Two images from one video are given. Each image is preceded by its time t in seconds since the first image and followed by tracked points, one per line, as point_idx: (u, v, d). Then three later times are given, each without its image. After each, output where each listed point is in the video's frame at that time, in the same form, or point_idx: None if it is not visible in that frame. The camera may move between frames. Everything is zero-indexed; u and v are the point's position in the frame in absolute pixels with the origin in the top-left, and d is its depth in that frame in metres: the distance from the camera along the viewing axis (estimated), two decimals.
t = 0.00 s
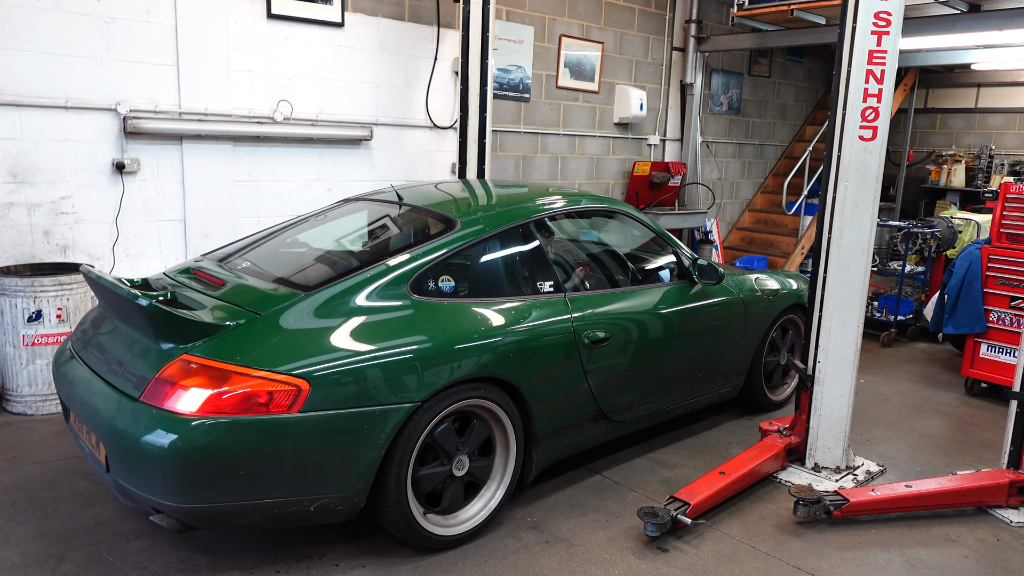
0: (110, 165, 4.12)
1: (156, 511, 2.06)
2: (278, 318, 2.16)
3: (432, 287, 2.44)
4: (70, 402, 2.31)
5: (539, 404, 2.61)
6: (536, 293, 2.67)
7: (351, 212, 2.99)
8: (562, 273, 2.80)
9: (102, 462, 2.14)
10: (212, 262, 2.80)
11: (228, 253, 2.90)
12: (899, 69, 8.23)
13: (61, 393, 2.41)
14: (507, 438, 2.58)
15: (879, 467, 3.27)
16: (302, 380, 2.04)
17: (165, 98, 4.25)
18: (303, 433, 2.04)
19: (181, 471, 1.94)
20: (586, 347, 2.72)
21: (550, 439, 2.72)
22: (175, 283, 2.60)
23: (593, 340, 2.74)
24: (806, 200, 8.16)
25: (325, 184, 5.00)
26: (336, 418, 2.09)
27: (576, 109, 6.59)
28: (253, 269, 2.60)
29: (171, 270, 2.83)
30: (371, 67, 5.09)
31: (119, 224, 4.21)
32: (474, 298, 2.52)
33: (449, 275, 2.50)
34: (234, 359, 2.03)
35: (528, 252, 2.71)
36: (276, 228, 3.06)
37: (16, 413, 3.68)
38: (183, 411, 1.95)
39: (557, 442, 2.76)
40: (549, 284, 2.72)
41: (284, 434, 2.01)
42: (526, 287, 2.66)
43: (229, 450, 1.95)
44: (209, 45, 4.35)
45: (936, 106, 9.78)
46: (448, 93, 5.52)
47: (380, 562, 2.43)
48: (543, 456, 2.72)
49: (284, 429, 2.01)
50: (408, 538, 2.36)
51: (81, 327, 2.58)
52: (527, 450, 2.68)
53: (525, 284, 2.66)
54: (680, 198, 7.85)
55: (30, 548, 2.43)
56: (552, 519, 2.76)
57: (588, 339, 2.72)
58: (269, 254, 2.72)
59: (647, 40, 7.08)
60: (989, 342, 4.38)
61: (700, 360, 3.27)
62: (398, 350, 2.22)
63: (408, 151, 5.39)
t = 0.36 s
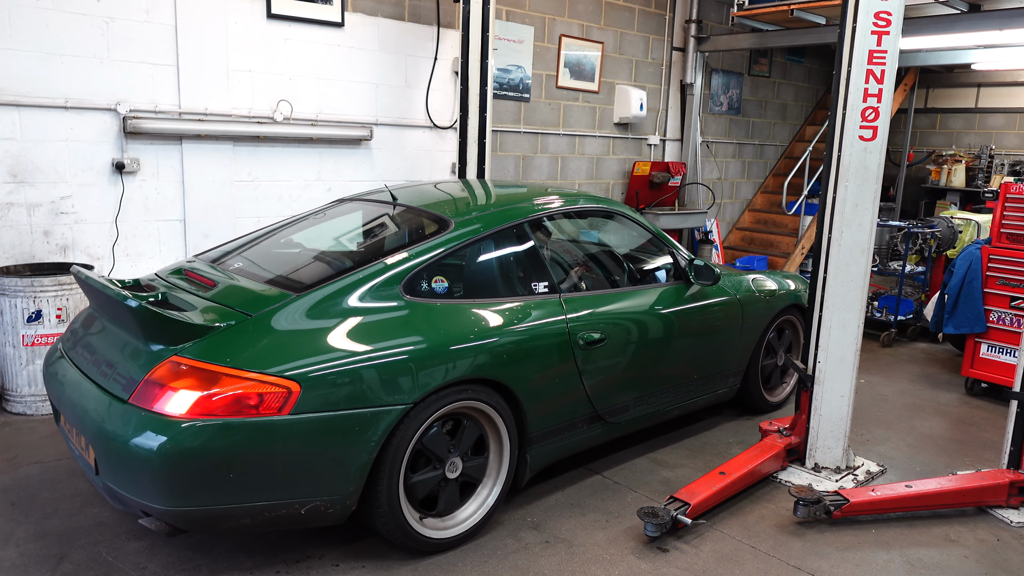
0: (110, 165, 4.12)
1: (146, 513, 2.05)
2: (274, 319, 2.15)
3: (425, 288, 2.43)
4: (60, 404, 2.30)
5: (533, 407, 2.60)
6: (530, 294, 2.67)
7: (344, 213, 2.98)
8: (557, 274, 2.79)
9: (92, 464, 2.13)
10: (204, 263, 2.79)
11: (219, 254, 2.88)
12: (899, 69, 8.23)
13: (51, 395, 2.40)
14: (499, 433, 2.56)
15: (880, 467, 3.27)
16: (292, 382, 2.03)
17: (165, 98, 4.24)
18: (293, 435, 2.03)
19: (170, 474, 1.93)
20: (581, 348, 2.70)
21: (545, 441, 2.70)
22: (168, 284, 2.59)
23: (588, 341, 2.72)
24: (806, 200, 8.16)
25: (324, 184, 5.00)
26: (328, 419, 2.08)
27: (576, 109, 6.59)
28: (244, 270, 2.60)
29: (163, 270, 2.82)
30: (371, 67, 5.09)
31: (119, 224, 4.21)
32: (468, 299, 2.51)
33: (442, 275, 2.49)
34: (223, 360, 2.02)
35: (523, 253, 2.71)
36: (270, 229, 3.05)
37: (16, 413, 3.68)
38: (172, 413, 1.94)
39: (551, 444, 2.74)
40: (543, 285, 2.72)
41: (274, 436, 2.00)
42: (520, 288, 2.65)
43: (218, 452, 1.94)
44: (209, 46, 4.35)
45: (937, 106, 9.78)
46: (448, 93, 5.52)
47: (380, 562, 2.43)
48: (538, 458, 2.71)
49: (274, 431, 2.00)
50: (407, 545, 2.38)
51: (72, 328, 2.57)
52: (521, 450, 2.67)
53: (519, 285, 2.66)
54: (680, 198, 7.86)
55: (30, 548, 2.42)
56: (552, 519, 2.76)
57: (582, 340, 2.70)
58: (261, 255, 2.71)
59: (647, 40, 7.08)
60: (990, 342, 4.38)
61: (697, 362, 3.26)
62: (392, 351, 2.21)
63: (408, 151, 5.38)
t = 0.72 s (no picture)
0: (110, 165, 4.12)
1: (121, 522, 2.01)
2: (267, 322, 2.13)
3: (409, 290, 2.40)
4: (37, 409, 2.26)
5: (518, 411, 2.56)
6: (517, 296, 2.64)
7: (329, 214, 2.96)
8: (545, 275, 2.76)
9: (67, 471, 2.09)
10: (185, 266, 2.75)
11: (202, 256, 2.86)
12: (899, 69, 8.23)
13: (27, 400, 2.35)
14: (481, 432, 2.50)
15: (880, 467, 3.27)
16: (269, 387, 2.00)
17: (165, 98, 4.24)
18: (271, 441, 2.00)
19: (145, 480, 1.89)
20: (568, 350, 2.66)
21: (533, 445, 2.67)
22: (148, 286, 2.56)
23: (576, 344, 2.69)
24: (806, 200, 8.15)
25: (325, 184, 5.00)
26: (311, 423, 2.05)
27: (576, 109, 6.59)
28: (225, 271, 2.57)
29: (144, 272, 2.78)
30: (371, 68, 5.09)
31: (119, 224, 4.21)
32: (452, 300, 2.48)
33: (426, 277, 2.45)
34: (200, 364, 1.98)
35: (512, 254, 2.68)
36: (254, 231, 3.01)
37: (16, 413, 3.68)
38: (147, 418, 1.90)
39: (538, 448, 2.71)
40: (531, 287, 2.69)
41: (251, 442, 1.97)
42: (507, 290, 2.62)
43: (193, 458, 1.91)
44: (209, 46, 4.35)
45: (937, 106, 9.78)
46: (448, 93, 5.52)
47: (381, 562, 2.43)
48: (524, 463, 2.67)
49: (251, 437, 1.97)
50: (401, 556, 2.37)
51: (51, 331, 2.53)
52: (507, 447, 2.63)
53: (506, 286, 2.63)
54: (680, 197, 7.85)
55: (30, 548, 2.42)
56: (552, 519, 2.76)
57: (570, 343, 2.66)
58: (243, 257, 2.69)
59: (647, 40, 7.08)
60: (990, 342, 4.38)
61: (689, 364, 3.22)
62: (381, 353, 2.19)
63: (408, 151, 5.38)
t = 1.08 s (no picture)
0: (109, 164, 4.12)
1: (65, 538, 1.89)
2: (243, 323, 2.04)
3: (374, 293, 2.29)
4: None
5: (488, 422, 2.47)
6: (490, 300, 2.54)
7: (298, 215, 2.83)
8: (521, 279, 2.67)
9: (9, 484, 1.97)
10: (144, 269, 2.61)
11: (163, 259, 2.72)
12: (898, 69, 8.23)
13: None
14: (448, 428, 2.38)
15: (879, 467, 3.28)
16: (223, 396, 1.89)
17: (164, 98, 4.24)
18: (225, 452, 1.89)
19: (89, 495, 1.77)
20: (541, 356, 2.58)
21: (507, 453, 2.59)
22: (103, 290, 2.43)
23: (550, 349, 2.60)
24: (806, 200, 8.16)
25: (324, 184, 5.00)
26: (274, 432, 1.95)
27: (576, 109, 6.59)
28: (187, 273, 2.44)
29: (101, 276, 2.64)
30: (371, 67, 5.09)
31: (118, 224, 4.21)
32: (420, 305, 2.36)
33: (393, 280, 2.34)
34: (150, 372, 1.87)
35: (485, 257, 2.58)
36: (218, 233, 2.87)
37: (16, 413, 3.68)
38: (92, 429, 1.78)
39: (512, 456, 2.62)
40: (504, 290, 2.59)
41: (204, 453, 1.86)
42: (480, 294, 2.52)
43: (141, 471, 1.79)
44: (209, 46, 4.35)
45: (936, 106, 9.78)
46: (447, 93, 5.52)
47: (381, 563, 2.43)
48: (496, 473, 2.58)
49: (204, 448, 1.86)
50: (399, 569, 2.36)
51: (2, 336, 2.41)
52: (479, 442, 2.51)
53: (477, 291, 2.52)
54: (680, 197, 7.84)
55: (30, 548, 2.42)
56: (551, 519, 2.76)
57: (544, 348, 2.58)
58: (210, 258, 2.57)
59: (646, 40, 7.08)
60: (989, 342, 4.38)
61: (672, 367, 3.14)
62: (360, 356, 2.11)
63: (407, 151, 5.39)
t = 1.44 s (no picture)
0: (114, 164, 4.13)
1: None
2: (207, 325, 1.94)
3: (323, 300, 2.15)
4: None
5: (445, 436, 2.34)
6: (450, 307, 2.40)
7: (254, 216, 2.69)
8: (485, 286, 2.54)
9: None
10: (88, 274, 2.46)
11: (109, 263, 2.56)
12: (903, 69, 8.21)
13: None
14: (379, 430, 2.17)
15: (883, 467, 3.27)
16: (150, 410, 1.75)
17: (169, 98, 4.25)
18: (152, 470, 1.76)
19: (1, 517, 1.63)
20: (503, 365, 2.44)
21: (470, 466, 2.46)
22: (41, 297, 2.29)
23: (516, 357, 2.47)
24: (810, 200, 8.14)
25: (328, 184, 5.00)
26: (209, 447, 1.82)
27: (580, 109, 6.58)
28: (134, 277, 2.31)
29: (41, 282, 2.49)
30: (375, 68, 5.10)
31: (122, 224, 4.22)
32: (373, 313, 2.22)
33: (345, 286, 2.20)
34: (73, 384, 1.73)
35: (446, 261, 2.45)
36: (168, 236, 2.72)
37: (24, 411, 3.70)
38: (8, 447, 1.65)
39: (476, 469, 2.49)
40: (466, 296, 2.46)
41: (129, 471, 1.73)
42: (440, 299, 2.39)
43: (59, 491, 1.66)
44: (214, 46, 4.36)
45: (940, 106, 9.76)
46: (451, 93, 5.53)
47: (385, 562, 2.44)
48: (456, 487, 2.45)
49: (130, 466, 1.73)
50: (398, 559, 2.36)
51: None
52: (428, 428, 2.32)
53: (437, 296, 2.39)
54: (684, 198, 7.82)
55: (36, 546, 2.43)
56: (555, 519, 2.76)
57: (507, 356, 2.44)
58: (158, 262, 2.41)
59: (650, 40, 7.08)
60: (993, 342, 4.38)
61: (647, 373, 3.00)
62: (338, 355, 2.05)
63: (411, 151, 5.39)
